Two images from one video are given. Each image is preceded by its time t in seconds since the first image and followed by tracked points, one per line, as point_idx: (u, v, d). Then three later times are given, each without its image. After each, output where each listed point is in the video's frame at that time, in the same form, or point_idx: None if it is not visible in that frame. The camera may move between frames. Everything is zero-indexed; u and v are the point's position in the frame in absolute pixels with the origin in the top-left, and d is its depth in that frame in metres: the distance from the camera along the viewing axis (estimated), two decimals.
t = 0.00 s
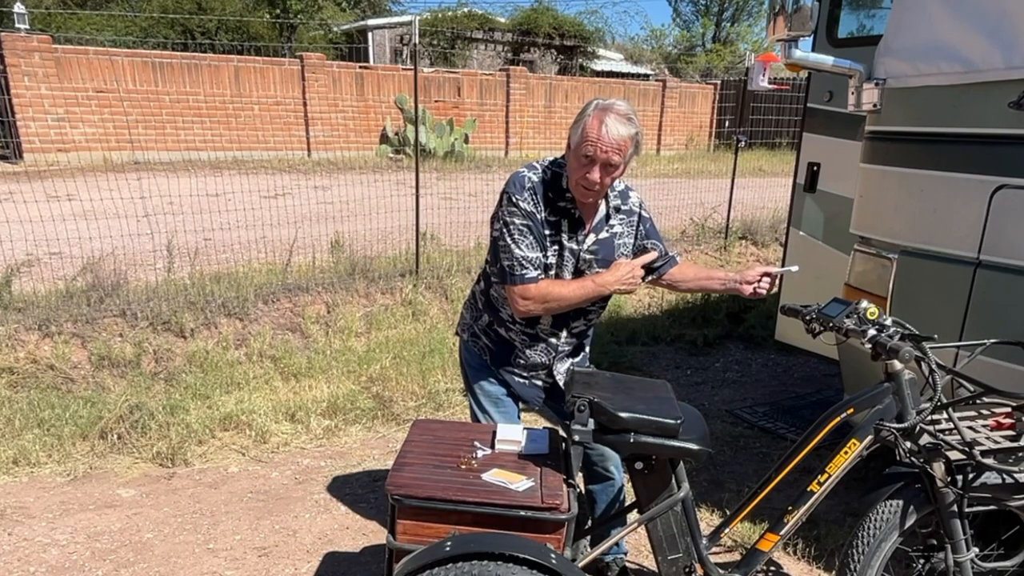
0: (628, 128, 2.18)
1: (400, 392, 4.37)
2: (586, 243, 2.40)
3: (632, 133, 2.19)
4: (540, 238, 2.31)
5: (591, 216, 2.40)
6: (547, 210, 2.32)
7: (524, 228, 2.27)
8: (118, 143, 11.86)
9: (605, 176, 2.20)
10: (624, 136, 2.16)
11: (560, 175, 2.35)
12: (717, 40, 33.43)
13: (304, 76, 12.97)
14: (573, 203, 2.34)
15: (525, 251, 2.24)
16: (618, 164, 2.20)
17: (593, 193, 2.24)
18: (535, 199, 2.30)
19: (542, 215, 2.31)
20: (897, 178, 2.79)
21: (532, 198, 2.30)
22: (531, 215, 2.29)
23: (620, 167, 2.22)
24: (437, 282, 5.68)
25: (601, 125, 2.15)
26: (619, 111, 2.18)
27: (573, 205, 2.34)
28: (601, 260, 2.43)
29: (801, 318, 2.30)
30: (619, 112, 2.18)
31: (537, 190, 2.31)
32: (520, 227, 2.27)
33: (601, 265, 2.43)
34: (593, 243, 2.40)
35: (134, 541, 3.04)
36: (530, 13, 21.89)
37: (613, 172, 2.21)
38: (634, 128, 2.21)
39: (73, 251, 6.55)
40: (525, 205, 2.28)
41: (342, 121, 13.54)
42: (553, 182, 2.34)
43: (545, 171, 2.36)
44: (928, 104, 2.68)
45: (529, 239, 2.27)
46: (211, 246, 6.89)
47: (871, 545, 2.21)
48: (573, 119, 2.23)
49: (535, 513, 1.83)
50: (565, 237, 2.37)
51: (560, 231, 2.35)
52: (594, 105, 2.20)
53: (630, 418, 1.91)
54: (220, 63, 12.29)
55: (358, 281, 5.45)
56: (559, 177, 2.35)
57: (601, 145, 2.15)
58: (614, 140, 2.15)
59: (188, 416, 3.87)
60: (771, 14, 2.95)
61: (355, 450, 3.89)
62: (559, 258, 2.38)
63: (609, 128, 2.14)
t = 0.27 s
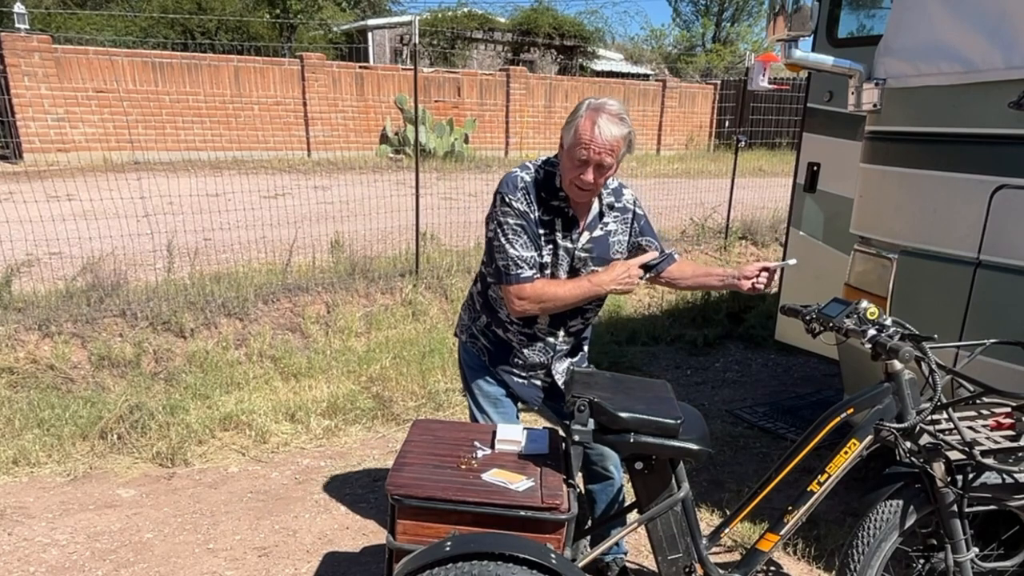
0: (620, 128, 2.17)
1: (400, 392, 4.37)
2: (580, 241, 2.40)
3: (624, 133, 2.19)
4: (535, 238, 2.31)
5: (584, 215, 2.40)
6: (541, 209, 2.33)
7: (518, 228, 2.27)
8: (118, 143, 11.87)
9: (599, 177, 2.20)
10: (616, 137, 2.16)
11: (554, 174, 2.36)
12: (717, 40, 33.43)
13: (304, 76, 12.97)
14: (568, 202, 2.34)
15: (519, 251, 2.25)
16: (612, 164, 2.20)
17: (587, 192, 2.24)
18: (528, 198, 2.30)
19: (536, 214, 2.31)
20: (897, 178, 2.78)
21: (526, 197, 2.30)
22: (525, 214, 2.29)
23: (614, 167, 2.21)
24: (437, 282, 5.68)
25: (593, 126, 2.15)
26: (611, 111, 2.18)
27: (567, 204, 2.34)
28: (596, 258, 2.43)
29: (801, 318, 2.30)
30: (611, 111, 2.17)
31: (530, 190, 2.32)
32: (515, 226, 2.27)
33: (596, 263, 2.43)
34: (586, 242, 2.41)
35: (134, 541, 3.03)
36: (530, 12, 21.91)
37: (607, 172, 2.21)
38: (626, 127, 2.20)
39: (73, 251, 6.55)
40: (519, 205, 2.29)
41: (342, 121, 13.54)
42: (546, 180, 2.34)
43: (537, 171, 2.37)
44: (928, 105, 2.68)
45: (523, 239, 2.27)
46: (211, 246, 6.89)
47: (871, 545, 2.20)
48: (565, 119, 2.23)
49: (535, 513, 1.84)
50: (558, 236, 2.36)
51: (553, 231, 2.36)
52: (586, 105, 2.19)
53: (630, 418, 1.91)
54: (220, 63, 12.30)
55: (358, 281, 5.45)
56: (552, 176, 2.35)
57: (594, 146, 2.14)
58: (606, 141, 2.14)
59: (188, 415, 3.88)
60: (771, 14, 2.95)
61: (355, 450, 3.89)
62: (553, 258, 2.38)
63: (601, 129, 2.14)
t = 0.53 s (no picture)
0: (584, 80, 2.16)
1: (400, 392, 4.37)
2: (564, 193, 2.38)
3: (589, 84, 2.17)
4: (506, 198, 2.32)
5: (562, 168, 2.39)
6: (514, 168, 2.33)
7: (483, 193, 2.30)
8: (118, 143, 11.87)
9: (572, 131, 2.22)
10: (582, 89, 2.15)
11: (524, 135, 2.37)
12: (717, 40, 33.44)
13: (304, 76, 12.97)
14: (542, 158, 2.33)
15: (483, 215, 2.28)
16: (582, 116, 2.20)
17: (562, 147, 2.25)
18: (495, 161, 2.32)
19: (507, 174, 2.31)
20: (897, 178, 2.78)
21: (488, 160, 2.32)
22: (489, 177, 2.30)
23: (585, 118, 2.21)
24: (437, 282, 5.68)
25: (556, 81, 2.13)
26: (573, 63, 2.16)
27: (541, 159, 2.33)
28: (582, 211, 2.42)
29: (801, 318, 2.30)
30: (574, 64, 2.15)
31: (498, 153, 2.33)
32: (474, 190, 2.30)
33: (583, 214, 2.42)
34: (570, 193, 2.39)
35: (134, 541, 3.03)
36: (530, 13, 21.91)
37: (578, 126, 2.22)
38: (592, 77, 2.19)
39: (72, 251, 6.55)
40: (484, 168, 2.31)
41: (342, 121, 13.53)
42: (515, 140, 2.36)
43: (508, 134, 2.39)
44: (928, 104, 2.68)
45: (482, 203, 2.29)
46: (210, 246, 6.89)
47: (871, 545, 2.21)
48: (529, 77, 2.22)
49: (536, 513, 1.83)
50: (540, 190, 2.34)
51: (530, 185, 2.33)
52: (549, 60, 2.17)
53: (630, 418, 1.91)
54: (220, 63, 12.29)
55: (358, 281, 5.45)
56: (523, 137, 2.37)
57: (562, 102, 2.14)
58: (572, 95, 2.13)
59: (188, 415, 3.87)
60: (771, 14, 2.95)
61: (354, 450, 3.89)
62: (535, 215, 2.34)
63: (564, 83, 2.13)
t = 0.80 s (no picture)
0: (548, 61, 2.20)
1: (400, 392, 4.37)
2: (548, 179, 2.37)
3: (554, 65, 2.21)
4: (484, 194, 2.33)
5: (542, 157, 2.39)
6: (491, 162, 2.33)
7: (459, 193, 2.31)
8: (118, 143, 11.88)
9: (545, 114, 2.25)
10: (548, 69, 2.18)
11: (502, 131, 2.38)
12: (717, 40, 33.44)
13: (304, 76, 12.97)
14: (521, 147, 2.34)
15: (454, 217, 2.30)
16: (552, 99, 2.23)
17: (539, 132, 2.28)
18: (472, 158, 2.33)
19: (485, 169, 2.32)
20: (897, 178, 2.78)
21: (465, 159, 2.33)
22: (465, 177, 2.31)
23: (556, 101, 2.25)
24: (437, 282, 5.67)
25: (521, 66, 2.17)
26: (535, 47, 2.20)
27: (519, 150, 2.34)
28: (567, 197, 2.42)
29: (801, 318, 2.30)
30: (535, 47, 2.19)
31: (475, 150, 2.34)
32: (445, 197, 2.32)
33: (569, 200, 2.42)
34: (554, 179, 2.39)
35: (134, 541, 3.03)
36: (530, 13, 21.92)
37: (551, 109, 2.25)
38: (554, 57, 2.23)
39: (72, 251, 6.55)
40: (461, 166, 2.32)
41: (342, 121, 13.53)
42: (494, 135, 2.37)
43: (485, 133, 2.40)
44: (928, 104, 2.68)
45: (451, 208, 2.31)
46: (210, 246, 6.89)
47: (871, 545, 2.21)
48: (496, 69, 2.25)
49: (535, 513, 1.83)
50: (522, 181, 2.34)
51: (511, 175, 2.33)
52: (511, 50, 2.21)
53: (630, 418, 1.91)
54: (220, 63, 12.29)
55: (358, 281, 5.45)
56: (501, 133, 2.38)
57: (530, 87, 2.18)
58: (540, 76, 2.17)
59: (188, 415, 3.87)
60: (771, 14, 2.95)
61: (354, 450, 3.89)
62: (518, 206, 2.35)
63: (530, 66, 2.16)
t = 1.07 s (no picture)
0: (539, 70, 2.16)
1: (399, 392, 4.37)
2: (535, 181, 2.36)
3: (545, 72, 2.17)
4: (471, 197, 2.34)
5: (530, 158, 2.38)
6: (479, 165, 2.33)
7: (448, 196, 2.33)
8: (118, 143, 11.88)
9: (535, 122, 2.22)
10: (538, 79, 2.14)
11: (490, 131, 2.37)
12: (717, 40, 33.44)
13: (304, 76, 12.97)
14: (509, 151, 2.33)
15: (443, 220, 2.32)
16: (542, 107, 2.20)
17: (529, 138, 2.26)
18: (460, 161, 2.33)
19: (473, 172, 2.32)
20: (897, 178, 2.78)
21: (453, 162, 2.33)
22: (453, 180, 2.32)
23: (546, 107, 2.22)
24: (437, 282, 5.67)
25: (511, 75, 2.13)
26: (526, 54, 2.15)
27: (508, 152, 2.33)
28: (556, 197, 2.40)
29: (801, 318, 2.30)
30: (525, 55, 2.15)
31: (463, 152, 2.34)
32: (436, 199, 2.35)
33: (557, 200, 2.40)
34: (542, 180, 2.37)
35: (133, 542, 3.03)
36: (530, 13, 21.94)
37: (542, 116, 2.22)
38: (545, 64, 2.18)
39: (72, 251, 6.55)
40: (448, 169, 2.33)
41: (342, 121, 13.53)
42: (483, 136, 2.36)
43: (475, 133, 2.38)
44: (928, 104, 2.68)
45: (443, 210, 2.34)
46: (210, 246, 6.89)
47: (871, 545, 2.21)
48: (485, 73, 2.22)
49: (535, 514, 1.83)
50: (510, 183, 2.34)
51: (499, 177, 2.33)
52: (501, 56, 2.17)
53: (630, 418, 1.91)
54: (220, 63, 12.28)
55: (358, 281, 5.45)
56: (490, 133, 2.37)
57: (520, 97, 2.15)
58: (529, 86, 2.13)
59: (188, 416, 3.87)
60: (771, 14, 2.95)
61: (354, 450, 3.89)
62: (506, 208, 2.35)
63: (520, 75, 2.12)
